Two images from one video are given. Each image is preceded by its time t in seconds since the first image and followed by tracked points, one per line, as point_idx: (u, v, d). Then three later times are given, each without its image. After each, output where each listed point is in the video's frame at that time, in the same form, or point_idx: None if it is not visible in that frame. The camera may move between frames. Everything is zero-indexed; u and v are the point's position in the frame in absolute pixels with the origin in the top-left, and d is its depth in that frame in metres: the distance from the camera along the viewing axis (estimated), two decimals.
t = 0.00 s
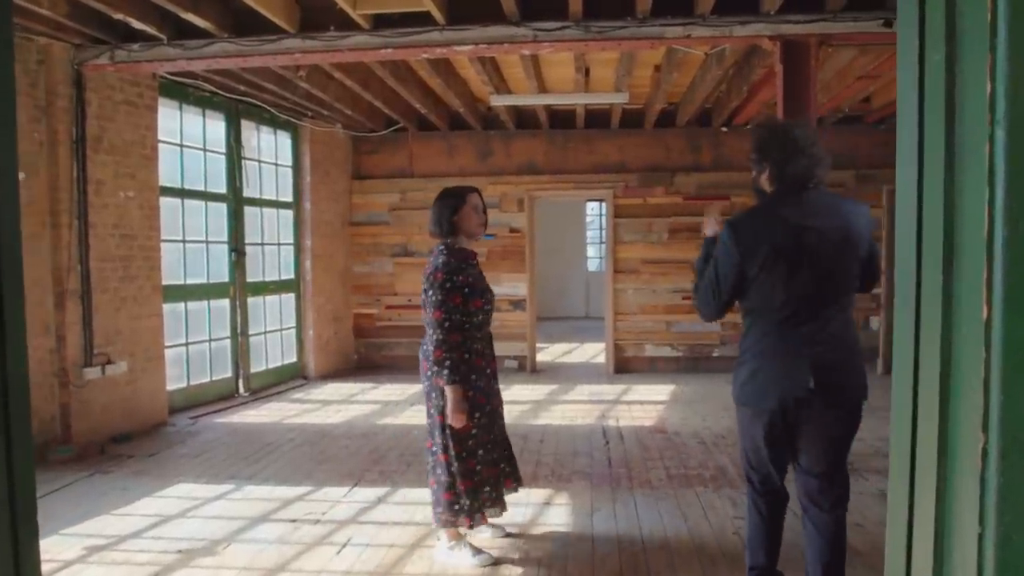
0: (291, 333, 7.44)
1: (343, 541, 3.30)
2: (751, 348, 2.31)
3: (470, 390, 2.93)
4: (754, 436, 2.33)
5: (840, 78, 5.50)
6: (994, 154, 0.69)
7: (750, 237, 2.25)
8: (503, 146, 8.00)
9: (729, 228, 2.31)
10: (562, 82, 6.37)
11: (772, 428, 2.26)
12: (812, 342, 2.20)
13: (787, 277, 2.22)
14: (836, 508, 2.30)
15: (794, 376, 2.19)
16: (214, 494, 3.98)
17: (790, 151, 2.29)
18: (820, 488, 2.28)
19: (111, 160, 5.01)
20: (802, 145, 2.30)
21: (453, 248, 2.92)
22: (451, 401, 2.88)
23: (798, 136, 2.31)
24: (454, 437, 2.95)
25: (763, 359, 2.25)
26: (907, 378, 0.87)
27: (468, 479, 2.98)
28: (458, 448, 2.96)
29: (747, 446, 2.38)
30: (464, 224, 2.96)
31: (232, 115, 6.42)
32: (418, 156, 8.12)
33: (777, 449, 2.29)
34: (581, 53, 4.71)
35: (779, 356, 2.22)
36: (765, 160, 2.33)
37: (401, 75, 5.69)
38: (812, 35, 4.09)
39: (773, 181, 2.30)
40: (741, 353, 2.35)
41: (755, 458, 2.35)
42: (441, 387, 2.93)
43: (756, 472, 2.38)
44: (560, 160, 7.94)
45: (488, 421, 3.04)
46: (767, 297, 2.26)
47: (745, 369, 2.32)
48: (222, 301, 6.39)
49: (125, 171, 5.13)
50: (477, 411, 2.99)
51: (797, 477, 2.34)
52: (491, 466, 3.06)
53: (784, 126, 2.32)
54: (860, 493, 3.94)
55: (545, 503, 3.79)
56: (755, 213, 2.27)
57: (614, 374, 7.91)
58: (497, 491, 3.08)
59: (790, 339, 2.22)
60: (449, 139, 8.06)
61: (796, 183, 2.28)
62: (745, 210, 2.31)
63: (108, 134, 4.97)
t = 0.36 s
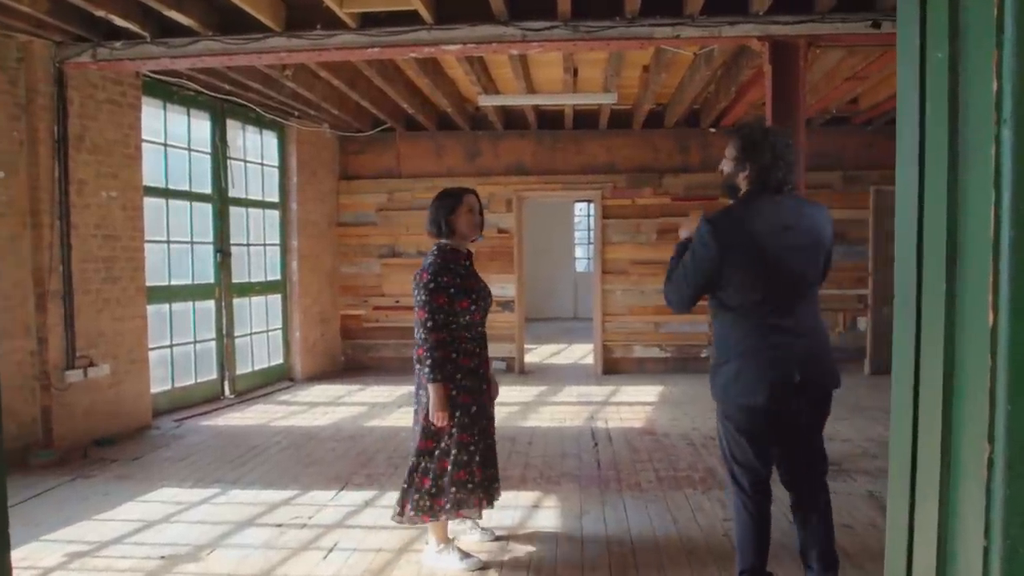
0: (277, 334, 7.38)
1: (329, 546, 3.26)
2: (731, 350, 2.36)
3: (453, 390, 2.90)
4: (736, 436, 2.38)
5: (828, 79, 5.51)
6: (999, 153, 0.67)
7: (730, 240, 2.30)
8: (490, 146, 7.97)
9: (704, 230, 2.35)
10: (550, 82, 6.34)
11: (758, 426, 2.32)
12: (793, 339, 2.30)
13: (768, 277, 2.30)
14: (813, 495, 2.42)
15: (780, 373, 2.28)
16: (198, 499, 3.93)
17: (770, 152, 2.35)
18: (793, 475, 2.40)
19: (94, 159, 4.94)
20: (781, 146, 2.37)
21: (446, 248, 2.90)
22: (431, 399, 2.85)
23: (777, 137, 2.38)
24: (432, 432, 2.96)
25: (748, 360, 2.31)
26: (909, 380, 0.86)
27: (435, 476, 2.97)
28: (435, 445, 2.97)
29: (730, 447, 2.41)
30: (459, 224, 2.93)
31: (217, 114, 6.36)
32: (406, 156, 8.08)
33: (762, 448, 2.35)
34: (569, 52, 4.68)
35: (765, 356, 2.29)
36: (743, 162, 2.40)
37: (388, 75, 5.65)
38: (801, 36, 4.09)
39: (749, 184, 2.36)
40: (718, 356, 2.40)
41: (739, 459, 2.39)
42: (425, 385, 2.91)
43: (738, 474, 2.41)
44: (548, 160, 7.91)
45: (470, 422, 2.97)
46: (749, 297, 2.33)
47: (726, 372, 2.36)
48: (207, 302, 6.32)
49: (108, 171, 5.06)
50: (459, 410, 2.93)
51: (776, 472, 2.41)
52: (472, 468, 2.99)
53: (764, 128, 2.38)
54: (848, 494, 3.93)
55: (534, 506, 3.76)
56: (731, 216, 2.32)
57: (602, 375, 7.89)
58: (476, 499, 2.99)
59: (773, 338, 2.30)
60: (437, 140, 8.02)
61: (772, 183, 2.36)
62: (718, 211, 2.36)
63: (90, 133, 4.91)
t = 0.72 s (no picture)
0: (266, 334, 7.33)
1: (318, 548, 3.23)
2: (743, 352, 2.43)
3: (451, 386, 2.88)
4: (736, 432, 2.46)
5: (817, 78, 5.52)
6: (1000, 149, 0.66)
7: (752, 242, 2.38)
8: (480, 145, 7.94)
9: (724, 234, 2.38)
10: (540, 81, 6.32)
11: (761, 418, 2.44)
12: (798, 335, 2.45)
13: (781, 276, 2.44)
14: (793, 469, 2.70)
15: (787, 367, 2.42)
16: (185, 500, 3.89)
17: (756, 157, 2.50)
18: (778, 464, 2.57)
19: (79, 158, 4.89)
20: (762, 150, 2.52)
21: (442, 248, 2.88)
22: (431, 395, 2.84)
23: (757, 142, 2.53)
24: (429, 430, 2.93)
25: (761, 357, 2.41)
26: (906, 378, 0.85)
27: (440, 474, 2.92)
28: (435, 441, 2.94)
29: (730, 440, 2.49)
30: (455, 224, 2.91)
31: (204, 113, 6.31)
32: (395, 155, 8.04)
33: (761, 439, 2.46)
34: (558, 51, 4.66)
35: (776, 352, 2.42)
36: (735, 167, 2.50)
37: (377, 74, 5.61)
38: (791, 35, 4.09)
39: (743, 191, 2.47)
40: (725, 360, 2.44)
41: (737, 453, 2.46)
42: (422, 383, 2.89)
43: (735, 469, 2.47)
44: (538, 159, 7.90)
45: (467, 418, 2.95)
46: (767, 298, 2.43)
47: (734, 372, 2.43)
48: (194, 302, 6.27)
49: (94, 170, 5.01)
50: (457, 407, 2.92)
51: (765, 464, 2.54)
52: (472, 464, 2.98)
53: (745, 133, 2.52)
54: (839, 494, 3.93)
55: (524, 506, 3.74)
56: (745, 219, 2.40)
57: (592, 374, 7.88)
58: (476, 492, 3.00)
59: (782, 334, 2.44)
60: (426, 139, 7.99)
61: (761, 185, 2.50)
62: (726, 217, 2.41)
63: (76, 131, 4.86)
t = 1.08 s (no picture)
0: (257, 334, 7.30)
1: (308, 550, 3.21)
2: (771, 345, 2.58)
3: (440, 386, 2.86)
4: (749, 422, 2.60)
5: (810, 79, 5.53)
6: (997, 147, 0.65)
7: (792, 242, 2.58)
8: (473, 145, 7.92)
9: (769, 230, 2.56)
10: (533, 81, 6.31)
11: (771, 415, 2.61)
12: (811, 335, 2.67)
13: (802, 276, 2.65)
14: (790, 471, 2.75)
15: (801, 368, 2.62)
16: (175, 502, 3.86)
17: (793, 163, 2.71)
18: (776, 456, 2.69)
19: (68, 157, 4.85)
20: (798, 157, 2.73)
21: (435, 250, 2.87)
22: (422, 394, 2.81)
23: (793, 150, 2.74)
24: (420, 427, 2.89)
25: (783, 356, 2.58)
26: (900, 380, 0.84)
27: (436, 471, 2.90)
28: (427, 439, 2.89)
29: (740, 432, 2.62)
30: (449, 226, 2.89)
31: (195, 112, 6.28)
32: (387, 155, 8.02)
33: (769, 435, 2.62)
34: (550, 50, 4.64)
35: (796, 352, 2.60)
36: (772, 168, 2.70)
37: (369, 73, 5.59)
38: (784, 36, 4.09)
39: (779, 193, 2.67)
40: (749, 355, 2.59)
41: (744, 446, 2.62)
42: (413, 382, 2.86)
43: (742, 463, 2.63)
44: (530, 160, 7.89)
45: (458, 415, 2.94)
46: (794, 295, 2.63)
47: (757, 366, 2.58)
48: (185, 302, 6.24)
49: (83, 168, 4.98)
50: (448, 405, 2.89)
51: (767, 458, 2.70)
52: (466, 460, 2.98)
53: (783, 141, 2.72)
54: (831, 495, 3.93)
55: (517, 508, 3.73)
56: (781, 221, 2.59)
57: (585, 375, 7.87)
58: (472, 487, 2.99)
59: (801, 333, 2.64)
60: (418, 138, 7.97)
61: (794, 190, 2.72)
62: (768, 215, 2.60)
63: (65, 130, 4.82)
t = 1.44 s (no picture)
0: (252, 335, 7.27)
1: (302, 553, 3.19)
2: (781, 342, 2.58)
3: (434, 387, 2.84)
4: (754, 419, 2.60)
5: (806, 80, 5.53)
6: (1002, 149, 0.63)
7: (808, 239, 2.60)
8: (468, 146, 7.90)
9: (787, 224, 2.57)
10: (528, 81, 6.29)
11: (776, 412, 2.61)
12: (820, 333, 2.67)
13: (813, 275, 2.65)
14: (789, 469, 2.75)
15: (808, 365, 2.62)
16: (167, 504, 3.83)
17: (799, 163, 2.71)
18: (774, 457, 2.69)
19: (61, 156, 4.83)
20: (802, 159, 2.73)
21: (427, 250, 2.85)
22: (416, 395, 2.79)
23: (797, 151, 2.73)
24: (416, 428, 2.87)
25: (791, 351, 2.58)
26: (901, 383, 0.83)
27: (432, 472, 2.87)
28: (423, 440, 2.87)
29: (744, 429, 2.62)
30: (441, 227, 2.87)
31: (189, 112, 6.25)
32: (382, 155, 8.00)
33: (773, 431, 2.63)
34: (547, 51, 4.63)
35: (804, 348, 2.60)
36: (781, 167, 2.69)
37: (364, 74, 5.57)
38: (781, 37, 4.08)
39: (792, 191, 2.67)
40: (757, 349, 2.60)
41: (747, 442, 2.63)
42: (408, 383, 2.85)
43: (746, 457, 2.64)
44: (526, 160, 7.87)
45: (454, 416, 2.92)
46: (806, 291, 2.63)
47: (767, 362, 2.58)
48: (179, 302, 6.21)
49: (76, 169, 4.95)
50: (441, 407, 2.88)
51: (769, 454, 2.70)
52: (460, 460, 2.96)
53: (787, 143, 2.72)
54: (827, 496, 3.92)
55: (512, 510, 3.71)
56: (795, 219, 2.59)
57: (580, 376, 7.86)
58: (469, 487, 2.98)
59: (811, 330, 2.64)
60: (414, 139, 7.95)
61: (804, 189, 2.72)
62: (785, 210, 2.61)
63: (57, 130, 4.79)
